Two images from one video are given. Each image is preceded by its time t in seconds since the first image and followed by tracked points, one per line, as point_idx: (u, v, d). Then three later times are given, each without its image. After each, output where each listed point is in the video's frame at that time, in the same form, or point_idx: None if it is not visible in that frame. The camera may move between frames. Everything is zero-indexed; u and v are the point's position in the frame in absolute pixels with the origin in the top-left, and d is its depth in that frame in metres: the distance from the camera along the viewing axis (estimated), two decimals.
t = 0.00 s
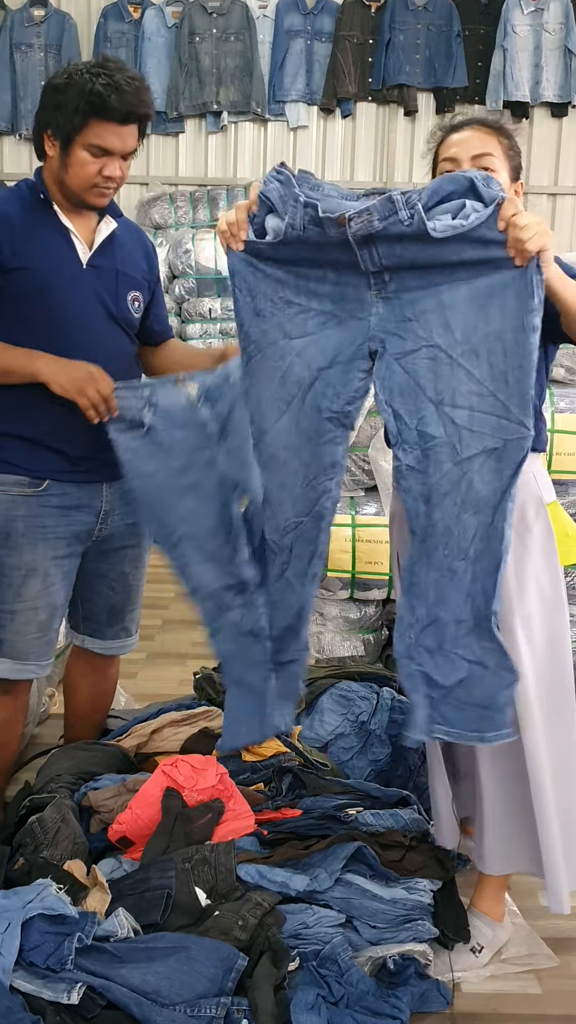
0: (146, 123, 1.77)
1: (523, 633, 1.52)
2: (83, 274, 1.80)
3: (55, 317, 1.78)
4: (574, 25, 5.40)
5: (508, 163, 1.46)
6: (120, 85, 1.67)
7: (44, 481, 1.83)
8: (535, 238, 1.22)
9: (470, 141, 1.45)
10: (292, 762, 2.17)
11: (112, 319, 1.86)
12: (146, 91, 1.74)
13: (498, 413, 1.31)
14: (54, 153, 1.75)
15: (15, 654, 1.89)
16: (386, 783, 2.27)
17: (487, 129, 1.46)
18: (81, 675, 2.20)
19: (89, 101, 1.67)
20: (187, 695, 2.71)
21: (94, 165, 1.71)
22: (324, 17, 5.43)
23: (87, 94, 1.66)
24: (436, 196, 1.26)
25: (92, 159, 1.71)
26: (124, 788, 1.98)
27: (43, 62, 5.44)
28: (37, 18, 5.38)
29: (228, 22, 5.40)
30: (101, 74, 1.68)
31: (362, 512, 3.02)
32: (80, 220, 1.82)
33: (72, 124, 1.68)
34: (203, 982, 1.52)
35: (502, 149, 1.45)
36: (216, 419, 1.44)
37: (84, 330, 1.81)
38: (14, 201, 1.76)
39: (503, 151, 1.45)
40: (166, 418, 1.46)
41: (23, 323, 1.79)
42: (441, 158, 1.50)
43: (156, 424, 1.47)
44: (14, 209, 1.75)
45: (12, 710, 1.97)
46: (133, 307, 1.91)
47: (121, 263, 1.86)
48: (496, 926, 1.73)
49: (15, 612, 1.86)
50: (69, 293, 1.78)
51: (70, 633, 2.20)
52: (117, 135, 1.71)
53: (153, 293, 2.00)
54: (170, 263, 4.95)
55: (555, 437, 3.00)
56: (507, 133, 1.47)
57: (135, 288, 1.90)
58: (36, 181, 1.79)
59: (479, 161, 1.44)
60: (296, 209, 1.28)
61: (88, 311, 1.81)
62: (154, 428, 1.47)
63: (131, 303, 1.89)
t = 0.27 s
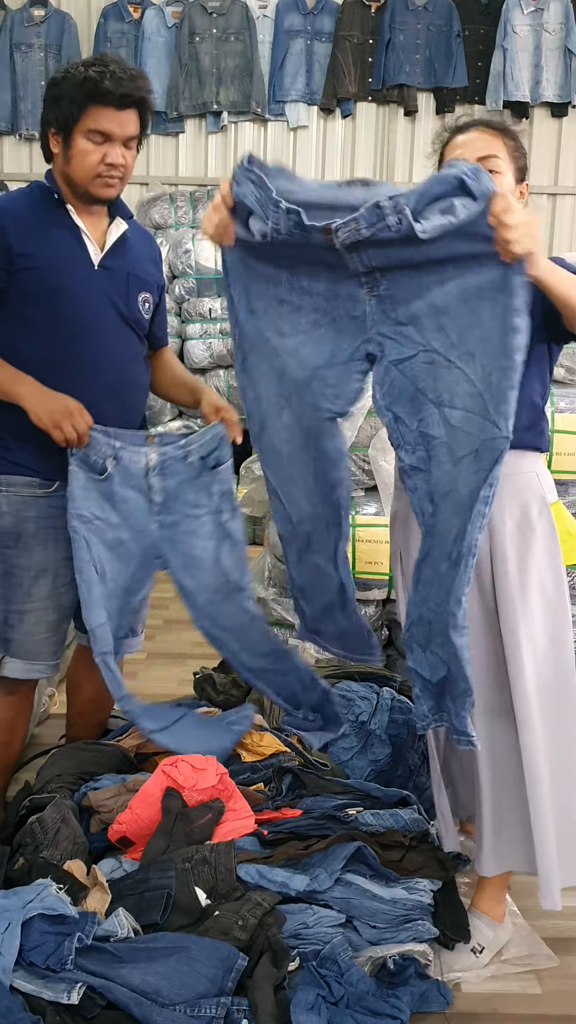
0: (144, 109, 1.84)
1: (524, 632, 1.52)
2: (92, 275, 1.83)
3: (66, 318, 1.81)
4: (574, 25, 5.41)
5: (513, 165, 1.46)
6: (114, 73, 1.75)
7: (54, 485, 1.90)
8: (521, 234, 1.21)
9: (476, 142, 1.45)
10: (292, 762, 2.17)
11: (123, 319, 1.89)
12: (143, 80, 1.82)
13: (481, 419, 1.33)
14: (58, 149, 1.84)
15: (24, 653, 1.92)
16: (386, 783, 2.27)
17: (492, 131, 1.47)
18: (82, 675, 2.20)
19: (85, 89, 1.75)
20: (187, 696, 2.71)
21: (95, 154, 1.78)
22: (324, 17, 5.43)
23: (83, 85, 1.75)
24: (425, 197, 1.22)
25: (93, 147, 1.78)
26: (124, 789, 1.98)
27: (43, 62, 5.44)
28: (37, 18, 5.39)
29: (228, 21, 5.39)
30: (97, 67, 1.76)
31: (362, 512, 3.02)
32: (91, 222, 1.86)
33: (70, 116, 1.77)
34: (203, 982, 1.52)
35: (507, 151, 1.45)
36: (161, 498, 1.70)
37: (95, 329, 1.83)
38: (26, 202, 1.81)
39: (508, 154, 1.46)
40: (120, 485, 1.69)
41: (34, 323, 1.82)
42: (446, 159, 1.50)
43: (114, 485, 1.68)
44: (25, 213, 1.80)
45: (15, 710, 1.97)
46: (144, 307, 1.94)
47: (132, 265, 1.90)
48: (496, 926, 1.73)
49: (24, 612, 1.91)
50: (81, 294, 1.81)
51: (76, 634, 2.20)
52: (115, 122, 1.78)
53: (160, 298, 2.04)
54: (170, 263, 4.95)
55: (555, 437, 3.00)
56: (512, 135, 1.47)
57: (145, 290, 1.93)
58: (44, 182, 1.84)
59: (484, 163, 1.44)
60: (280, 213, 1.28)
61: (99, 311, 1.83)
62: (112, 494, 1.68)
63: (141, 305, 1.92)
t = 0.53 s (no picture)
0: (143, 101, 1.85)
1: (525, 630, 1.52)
2: (101, 272, 1.83)
3: (81, 315, 1.80)
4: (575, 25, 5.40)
5: (516, 163, 1.45)
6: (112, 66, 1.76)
7: (67, 487, 1.91)
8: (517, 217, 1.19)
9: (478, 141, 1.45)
10: (292, 762, 2.17)
11: (133, 318, 1.91)
12: (140, 74, 1.82)
13: (493, 407, 1.29)
14: (59, 149, 1.84)
15: (30, 653, 1.91)
16: (386, 783, 2.27)
17: (495, 130, 1.46)
18: (84, 673, 2.20)
19: (82, 84, 1.75)
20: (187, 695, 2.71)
21: (97, 147, 1.78)
22: (324, 17, 5.43)
23: (80, 81, 1.75)
24: (415, 181, 1.23)
25: (95, 141, 1.78)
26: (124, 789, 1.98)
27: (43, 62, 5.44)
28: (37, 18, 5.39)
29: (228, 21, 5.39)
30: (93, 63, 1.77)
31: (362, 512, 3.02)
32: (98, 220, 1.88)
33: (70, 113, 1.77)
34: (203, 982, 1.52)
35: (510, 149, 1.45)
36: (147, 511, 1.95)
37: (108, 326, 1.84)
38: (33, 199, 1.79)
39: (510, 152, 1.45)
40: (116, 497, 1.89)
41: (45, 322, 1.81)
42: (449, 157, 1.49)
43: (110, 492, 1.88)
44: (34, 209, 1.78)
45: (18, 711, 1.97)
46: (151, 305, 1.95)
47: (141, 264, 1.92)
48: (498, 927, 1.73)
49: (34, 612, 1.91)
50: (92, 291, 1.81)
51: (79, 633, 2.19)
52: (115, 115, 1.78)
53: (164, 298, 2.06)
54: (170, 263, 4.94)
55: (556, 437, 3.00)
56: (515, 131, 1.47)
57: (153, 288, 1.95)
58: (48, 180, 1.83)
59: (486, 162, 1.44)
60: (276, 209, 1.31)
61: (112, 308, 1.84)
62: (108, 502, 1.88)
63: (150, 303, 1.94)
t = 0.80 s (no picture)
0: (139, 99, 1.85)
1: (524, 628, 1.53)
2: (109, 270, 1.83)
3: (92, 313, 1.81)
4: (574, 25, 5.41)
5: (516, 165, 1.46)
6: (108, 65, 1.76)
7: (72, 487, 1.91)
8: (558, 232, 1.21)
9: (480, 141, 1.45)
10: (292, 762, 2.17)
11: (139, 317, 1.91)
12: (136, 71, 1.82)
13: (510, 393, 1.31)
14: (58, 149, 1.85)
15: (36, 653, 1.92)
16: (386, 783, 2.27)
17: (495, 130, 1.46)
18: (85, 674, 2.21)
19: (79, 83, 1.75)
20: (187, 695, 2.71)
21: (95, 145, 1.78)
22: (324, 17, 5.43)
23: (76, 80, 1.75)
24: (439, 211, 1.25)
25: (94, 138, 1.78)
26: (124, 788, 1.98)
27: (43, 62, 5.44)
28: (37, 18, 5.38)
29: (228, 22, 5.39)
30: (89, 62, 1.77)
31: (362, 512, 3.02)
32: (101, 219, 1.88)
33: (67, 111, 1.77)
34: (203, 982, 1.52)
35: (510, 150, 1.45)
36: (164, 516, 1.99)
37: (115, 325, 1.84)
38: (37, 198, 1.78)
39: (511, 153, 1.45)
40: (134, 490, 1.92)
41: (56, 320, 1.80)
42: (449, 158, 1.50)
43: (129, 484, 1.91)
44: (42, 207, 1.77)
45: (19, 711, 1.97)
46: (155, 304, 1.97)
47: (145, 264, 1.93)
48: (498, 927, 1.73)
49: (39, 612, 1.91)
50: (102, 289, 1.81)
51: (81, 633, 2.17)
52: (112, 113, 1.78)
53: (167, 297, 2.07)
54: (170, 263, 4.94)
55: (556, 437, 3.00)
56: (516, 132, 1.47)
57: (156, 287, 1.96)
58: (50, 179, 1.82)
59: (487, 163, 1.44)
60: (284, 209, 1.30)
61: (120, 308, 1.85)
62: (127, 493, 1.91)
63: (154, 302, 1.95)
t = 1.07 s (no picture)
0: (144, 99, 1.85)
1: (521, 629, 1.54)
2: (111, 271, 1.83)
3: (94, 314, 1.81)
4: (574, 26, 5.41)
5: (519, 165, 1.46)
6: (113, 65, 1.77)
7: (72, 488, 1.91)
8: (559, 238, 1.20)
9: (483, 143, 1.45)
10: (292, 761, 2.17)
11: (141, 317, 1.92)
12: (141, 72, 1.83)
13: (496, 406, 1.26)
14: (63, 149, 1.85)
15: (34, 653, 1.92)
16: (386, 783, 2.27)
17: (499, 130, 1.47)
18: (85, 673, 2.21)
19: (83, 83, 1.76)
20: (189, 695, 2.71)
21: (99, 144, 1.78)
22: (324, 17, 5.43)
23: (81, 80, 1.76)
24: (445, 210, 1.22)
25: (97, 138, 1.79)
26: (124, 788, 1.98)
27: (43, 62, 5.45)
28: (37, 19, 5.39)
29: (228, 22, 5.39)
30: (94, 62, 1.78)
31: (362, 512, 3.03)
32: (105, 220, 1.89)
33: (71, 111, 1.78)
34: (203, 981, 1.52)
35: (514, 151, 1.46)
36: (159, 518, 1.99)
37: (116, 325, 1.84)
38: (42, 198, 1.79)
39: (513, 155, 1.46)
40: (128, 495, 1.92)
41: (58, 321, 1.81)
42: (452, 157, 1.50)
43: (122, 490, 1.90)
44: (46, 207, 1.78)
45: (21, 711, 1.97)
46: (157, 305, 1.97)
47: (147, 266, 1.94)
48: (498, 927, 1.73)
49: (39, 612, 1.92)
50: (104, 290, 1.81)
51: (82, 634, 2.18)
52: (117, 113, 1.78)
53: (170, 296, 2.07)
54: (170, 263, 4.95)
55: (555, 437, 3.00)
56: (520, 132, 1.48)
57: (158, 288, 1.97)
58: (55, 179, 1.83)
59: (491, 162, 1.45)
60: (291, 213, 1.28)
61: (122, 308, 1.85)
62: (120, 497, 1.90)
63: (156, 302, 1.96)
